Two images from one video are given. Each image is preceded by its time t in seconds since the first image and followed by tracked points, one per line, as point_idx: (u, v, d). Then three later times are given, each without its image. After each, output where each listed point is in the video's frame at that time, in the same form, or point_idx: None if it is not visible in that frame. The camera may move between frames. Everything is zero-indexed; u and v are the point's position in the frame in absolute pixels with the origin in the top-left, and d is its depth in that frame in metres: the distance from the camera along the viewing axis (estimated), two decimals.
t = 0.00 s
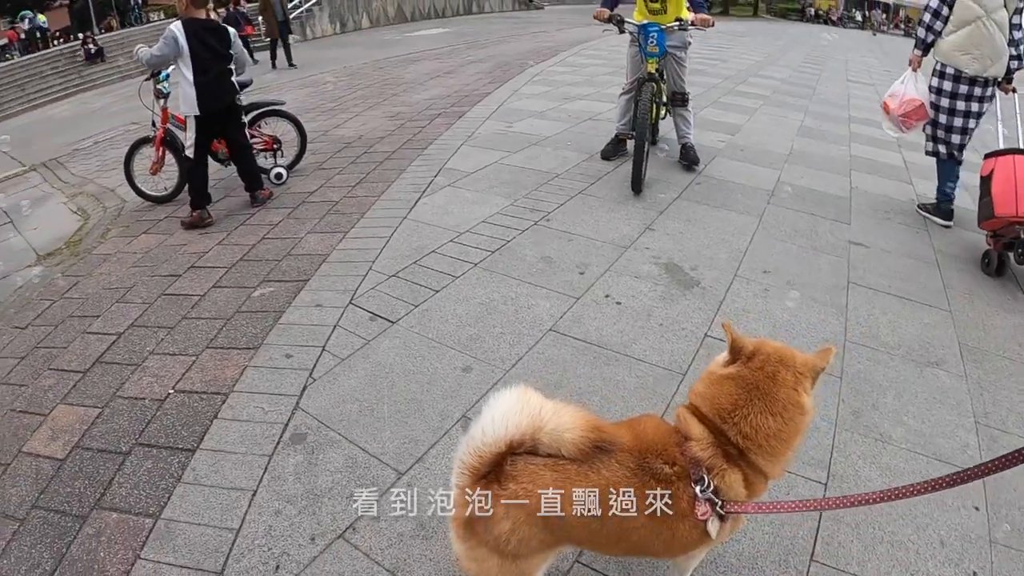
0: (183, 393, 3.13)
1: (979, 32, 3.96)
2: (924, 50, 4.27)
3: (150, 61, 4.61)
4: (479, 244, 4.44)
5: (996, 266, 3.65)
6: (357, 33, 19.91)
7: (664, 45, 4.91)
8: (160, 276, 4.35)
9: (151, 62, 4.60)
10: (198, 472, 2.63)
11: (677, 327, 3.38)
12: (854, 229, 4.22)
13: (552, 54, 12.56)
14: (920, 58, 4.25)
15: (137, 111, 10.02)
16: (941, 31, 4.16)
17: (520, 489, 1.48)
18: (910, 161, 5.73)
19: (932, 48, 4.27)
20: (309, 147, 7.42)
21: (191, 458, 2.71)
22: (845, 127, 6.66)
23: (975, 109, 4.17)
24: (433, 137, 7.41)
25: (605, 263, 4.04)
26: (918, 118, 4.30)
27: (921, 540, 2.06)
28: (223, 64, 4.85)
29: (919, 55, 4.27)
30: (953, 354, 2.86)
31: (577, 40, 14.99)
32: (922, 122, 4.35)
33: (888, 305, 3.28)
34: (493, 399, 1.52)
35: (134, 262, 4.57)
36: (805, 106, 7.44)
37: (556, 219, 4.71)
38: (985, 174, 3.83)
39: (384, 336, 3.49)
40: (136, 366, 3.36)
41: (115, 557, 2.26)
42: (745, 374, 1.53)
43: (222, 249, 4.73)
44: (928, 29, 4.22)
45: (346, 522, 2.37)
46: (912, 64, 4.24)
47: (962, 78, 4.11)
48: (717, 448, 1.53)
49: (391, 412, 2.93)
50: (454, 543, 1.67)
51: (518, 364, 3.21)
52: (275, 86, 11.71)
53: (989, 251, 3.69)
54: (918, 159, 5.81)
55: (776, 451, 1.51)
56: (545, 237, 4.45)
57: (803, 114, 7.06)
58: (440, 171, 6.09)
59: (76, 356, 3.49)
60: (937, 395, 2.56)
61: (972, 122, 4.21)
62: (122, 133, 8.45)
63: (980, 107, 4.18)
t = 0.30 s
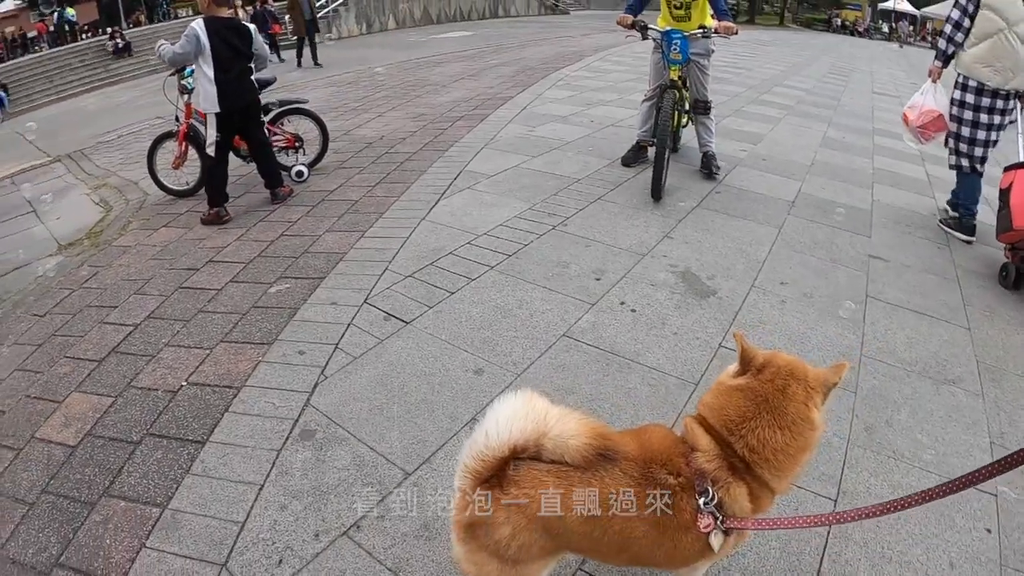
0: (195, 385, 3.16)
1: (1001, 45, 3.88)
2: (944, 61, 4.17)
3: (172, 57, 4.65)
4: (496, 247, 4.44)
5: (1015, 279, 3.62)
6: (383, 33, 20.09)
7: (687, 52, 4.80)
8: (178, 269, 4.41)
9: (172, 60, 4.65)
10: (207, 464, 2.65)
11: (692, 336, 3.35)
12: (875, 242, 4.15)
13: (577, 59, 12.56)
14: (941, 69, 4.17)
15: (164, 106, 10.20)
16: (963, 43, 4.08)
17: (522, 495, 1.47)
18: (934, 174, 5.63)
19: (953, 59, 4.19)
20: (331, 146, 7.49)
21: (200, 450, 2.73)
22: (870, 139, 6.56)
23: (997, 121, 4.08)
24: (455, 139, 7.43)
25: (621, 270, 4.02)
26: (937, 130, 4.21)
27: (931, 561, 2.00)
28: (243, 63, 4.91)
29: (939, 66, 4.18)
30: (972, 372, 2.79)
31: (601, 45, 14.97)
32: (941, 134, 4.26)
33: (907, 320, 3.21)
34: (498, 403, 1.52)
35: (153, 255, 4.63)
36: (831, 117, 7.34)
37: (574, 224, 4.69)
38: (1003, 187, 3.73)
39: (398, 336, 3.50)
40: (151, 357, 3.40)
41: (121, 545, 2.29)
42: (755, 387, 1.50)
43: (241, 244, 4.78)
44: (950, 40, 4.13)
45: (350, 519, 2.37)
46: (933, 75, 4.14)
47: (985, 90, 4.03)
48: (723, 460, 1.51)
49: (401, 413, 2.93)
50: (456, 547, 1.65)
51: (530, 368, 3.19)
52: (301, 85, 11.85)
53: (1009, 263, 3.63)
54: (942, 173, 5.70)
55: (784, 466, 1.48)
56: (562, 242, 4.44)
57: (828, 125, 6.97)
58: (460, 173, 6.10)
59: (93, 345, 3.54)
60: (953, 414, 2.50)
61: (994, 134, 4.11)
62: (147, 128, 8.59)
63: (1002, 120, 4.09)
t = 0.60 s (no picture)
0: (208, 377, 3.20)
1: None
2: (966, 76, 4.16)
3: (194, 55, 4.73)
4: (513, 251, 4.44)
5: None
6: (410, 36, 20.28)
7: (710, 60, 4.76)
8: (197, 263, 4.47)
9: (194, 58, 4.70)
10: (215, 456, 2.67)
11: (705, 347, 3.31)
12: (896, 258, 4.07)
13: (601, 66, 12.55)
14: (961, 83, 4.11)
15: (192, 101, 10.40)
16: (984, 57, 4.01)
17: (522, 499, 1.45)
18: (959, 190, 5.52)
19: (974, 73, 4.13)
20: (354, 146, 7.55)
21: (209, 442, 2.75)
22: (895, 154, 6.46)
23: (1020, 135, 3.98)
24: (476, 142, 7.46)
25: (638, 278, 3.99)
26: (956, 144, 4.20)
27: None
28: (263, 61, 4.98)
29: (960, 80, 4.12)
30: (991, 392, 2.71)
31: (627, 53, 14.95)
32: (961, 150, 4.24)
33: (925, 337, 3.14)
34: (502, 407, 1.51)
35: (173, 248, 4.70)
36: (857, 130, 7.24)
37: (592, 231, 4.67)
38: None
39: (410, 337, 3.51)
40: (166, 348, 3.44)
41: (126, 531, 2.31)
42: (763, 399, 1.48)
43: (260, 241, 4.84)
44: (971, 53, 4.05)
45: (353, 517, 2.37)
46: (953, 88, 4.10)
47: (1007, 104, 3.94)
48: (727, 473, 1.47)
49: (410, 413, 2.93)
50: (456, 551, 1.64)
51: (541, 373, 3.18)
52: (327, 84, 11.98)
53: None
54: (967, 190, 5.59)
55: (789, 480, 1.44)
56: (578, 248, 4.42)
57: (854, 139, 6.87)
58: (480, 176, 6.12)
59: (109, 334, 3.60)
60: (970, 434, 2.43)
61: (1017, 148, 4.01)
62: (173, 122, 8.75)
63: None
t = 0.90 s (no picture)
0: (219, 370, 3.23)
1: None
2: (984, 86, 4.05)
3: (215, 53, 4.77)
4: (528, 254, 4.43)
5: None
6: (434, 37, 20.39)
7: (732, 68, 4.62)
8: (213, 256, 4.52)
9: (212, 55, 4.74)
10: (222, 447, 2.70)
11: (717, 355, 3.27)
12: (916, 271, 3.99)
13: (624, 71, 12.51)
14: (980, 95, 4.02)
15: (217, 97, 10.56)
16: (1005, 68, 3.92)
17: (519, 500, 1.44)
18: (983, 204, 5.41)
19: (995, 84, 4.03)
20: (374, 146, 7.61)
21: (217, 433, 2.78)
22: (919, 166, 6.35)
23: None
24: (496, 144, 7.47)
25: (652, 284, 3.96)
26: (972, 156, 4.16)
27: None
28: (281, 60, 5.04)
29: (979, 91, 4.02)
30: (1007, 409, 2.64)
31: (651, 59, 14.90)
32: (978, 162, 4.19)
33: (942, 351, 3.07)
34: (502, 407, 1.51)
35: (191, 241, 4.77)
36: (881, 141, 7.13)
37: (608, 235, 4.65)
38: None
39: (421, 336, 3.51)
40: (179, 339, 3.49)
41: (131, 518, 2.35)
42: (768, 407, 1.46)
43: (276, 236, 4.89)
44: (992, 65, 3.97)
45: (356, 512, 2.38)
46: (972, 101, 4.01)
47: None
48: (728, 481, 1.45)
49: (418, 411, 2.93)
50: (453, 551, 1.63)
51: (551, 376, 3.17)
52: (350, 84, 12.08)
53: None
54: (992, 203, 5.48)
55: (791, 491, 1.41)
56: (593, 252, 4.40)
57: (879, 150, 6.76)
58: (498, 178, 6.12)
59: (124, 324, 3.66)
60: (983, 451, 2.37)
61: None
62: (197, 117, 8.88)
63: None
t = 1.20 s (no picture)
0: (231, 361, 3.28)
1: None
2: (1005, 95, 3.98)
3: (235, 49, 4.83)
4: (543, 255, 4.42)
5: None
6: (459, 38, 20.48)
7: (751, 73, 4.56)
8: (231, 250, 4.59)
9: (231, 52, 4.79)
10: (231, 437, 2.74)
11: (729, 360, 3.23)
12: (934, 282, 3.89)
13: (648, 75, 12.45)
14: (999, 103, 3.93)
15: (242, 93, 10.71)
16: None
17: (516, 499, 1.44)
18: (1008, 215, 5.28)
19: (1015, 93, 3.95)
20: (395, 145, 7.65)
21: (226, 424, 2.82)
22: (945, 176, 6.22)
23: None
24: (515, 146, 7.48)
25: (666, 288, 3.92)
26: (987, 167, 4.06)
27: None
28: (298, 58, 5.10)
29: (998, 100, 3.94)
30: None
31: (676, 63, 14.81)
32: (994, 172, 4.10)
33: (959, 363, 3.00)
34: (503, 405, 1.50)
35: (209, 235, 4.84)
36: (907, 151, 7.00)
37: (624, 238, 4.63)
38: None
39: (433, 334, 3.52)
40: (193, 330, 3.55)
41: (137, 504, 2.40)
42: (772, 415, 1.43)
43: (294, 231, 4.94)
44: (1012, 73, 3.90)
45: (359, 507, 2.39)
46: (989, 109, 3.92)
47: None
48: (728, 488, 1.43)
49: (426, 408, 2.94)
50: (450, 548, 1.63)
51: (561, 377, 3.16)
52: (374, 83, 12.18)
53: None
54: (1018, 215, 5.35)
55: (793, 501, 1.39)
56: (609, 255, 4.38)
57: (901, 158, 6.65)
58: (516, 179, 6.13)
59: (140, 313, 3.73)
60: (997, 467, 2.30)
61: None
62: (222, 113, 9.01)
63: None
